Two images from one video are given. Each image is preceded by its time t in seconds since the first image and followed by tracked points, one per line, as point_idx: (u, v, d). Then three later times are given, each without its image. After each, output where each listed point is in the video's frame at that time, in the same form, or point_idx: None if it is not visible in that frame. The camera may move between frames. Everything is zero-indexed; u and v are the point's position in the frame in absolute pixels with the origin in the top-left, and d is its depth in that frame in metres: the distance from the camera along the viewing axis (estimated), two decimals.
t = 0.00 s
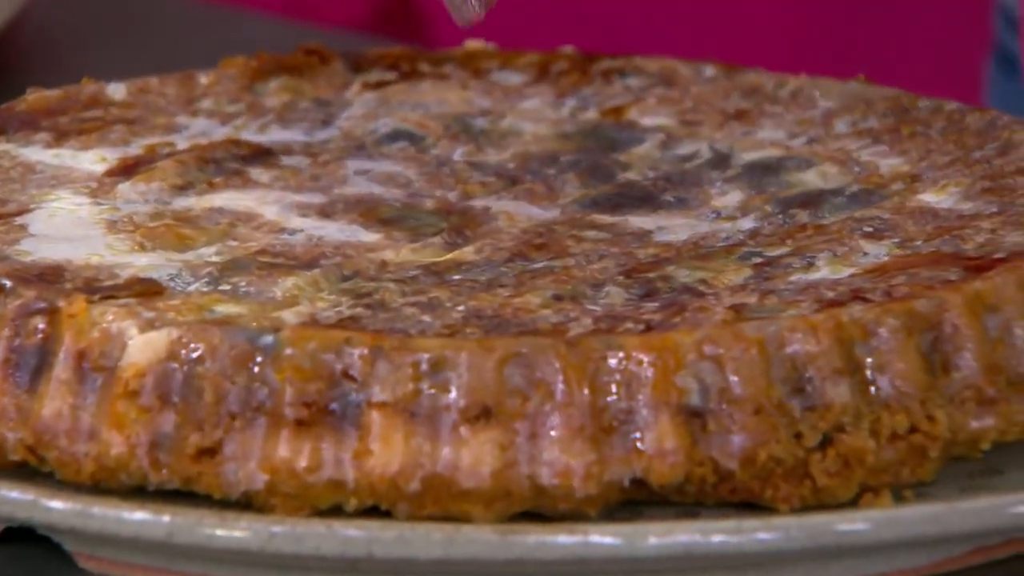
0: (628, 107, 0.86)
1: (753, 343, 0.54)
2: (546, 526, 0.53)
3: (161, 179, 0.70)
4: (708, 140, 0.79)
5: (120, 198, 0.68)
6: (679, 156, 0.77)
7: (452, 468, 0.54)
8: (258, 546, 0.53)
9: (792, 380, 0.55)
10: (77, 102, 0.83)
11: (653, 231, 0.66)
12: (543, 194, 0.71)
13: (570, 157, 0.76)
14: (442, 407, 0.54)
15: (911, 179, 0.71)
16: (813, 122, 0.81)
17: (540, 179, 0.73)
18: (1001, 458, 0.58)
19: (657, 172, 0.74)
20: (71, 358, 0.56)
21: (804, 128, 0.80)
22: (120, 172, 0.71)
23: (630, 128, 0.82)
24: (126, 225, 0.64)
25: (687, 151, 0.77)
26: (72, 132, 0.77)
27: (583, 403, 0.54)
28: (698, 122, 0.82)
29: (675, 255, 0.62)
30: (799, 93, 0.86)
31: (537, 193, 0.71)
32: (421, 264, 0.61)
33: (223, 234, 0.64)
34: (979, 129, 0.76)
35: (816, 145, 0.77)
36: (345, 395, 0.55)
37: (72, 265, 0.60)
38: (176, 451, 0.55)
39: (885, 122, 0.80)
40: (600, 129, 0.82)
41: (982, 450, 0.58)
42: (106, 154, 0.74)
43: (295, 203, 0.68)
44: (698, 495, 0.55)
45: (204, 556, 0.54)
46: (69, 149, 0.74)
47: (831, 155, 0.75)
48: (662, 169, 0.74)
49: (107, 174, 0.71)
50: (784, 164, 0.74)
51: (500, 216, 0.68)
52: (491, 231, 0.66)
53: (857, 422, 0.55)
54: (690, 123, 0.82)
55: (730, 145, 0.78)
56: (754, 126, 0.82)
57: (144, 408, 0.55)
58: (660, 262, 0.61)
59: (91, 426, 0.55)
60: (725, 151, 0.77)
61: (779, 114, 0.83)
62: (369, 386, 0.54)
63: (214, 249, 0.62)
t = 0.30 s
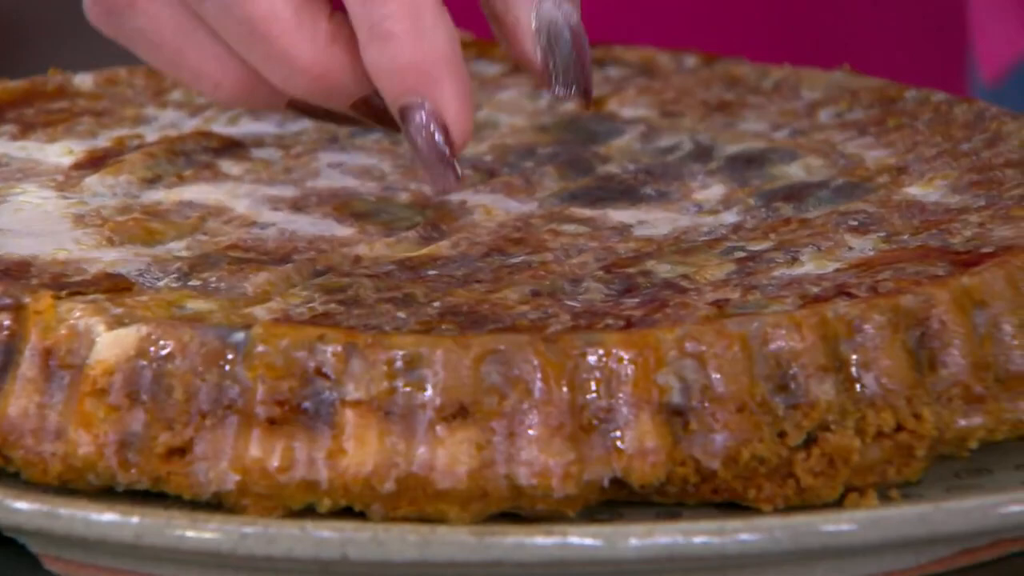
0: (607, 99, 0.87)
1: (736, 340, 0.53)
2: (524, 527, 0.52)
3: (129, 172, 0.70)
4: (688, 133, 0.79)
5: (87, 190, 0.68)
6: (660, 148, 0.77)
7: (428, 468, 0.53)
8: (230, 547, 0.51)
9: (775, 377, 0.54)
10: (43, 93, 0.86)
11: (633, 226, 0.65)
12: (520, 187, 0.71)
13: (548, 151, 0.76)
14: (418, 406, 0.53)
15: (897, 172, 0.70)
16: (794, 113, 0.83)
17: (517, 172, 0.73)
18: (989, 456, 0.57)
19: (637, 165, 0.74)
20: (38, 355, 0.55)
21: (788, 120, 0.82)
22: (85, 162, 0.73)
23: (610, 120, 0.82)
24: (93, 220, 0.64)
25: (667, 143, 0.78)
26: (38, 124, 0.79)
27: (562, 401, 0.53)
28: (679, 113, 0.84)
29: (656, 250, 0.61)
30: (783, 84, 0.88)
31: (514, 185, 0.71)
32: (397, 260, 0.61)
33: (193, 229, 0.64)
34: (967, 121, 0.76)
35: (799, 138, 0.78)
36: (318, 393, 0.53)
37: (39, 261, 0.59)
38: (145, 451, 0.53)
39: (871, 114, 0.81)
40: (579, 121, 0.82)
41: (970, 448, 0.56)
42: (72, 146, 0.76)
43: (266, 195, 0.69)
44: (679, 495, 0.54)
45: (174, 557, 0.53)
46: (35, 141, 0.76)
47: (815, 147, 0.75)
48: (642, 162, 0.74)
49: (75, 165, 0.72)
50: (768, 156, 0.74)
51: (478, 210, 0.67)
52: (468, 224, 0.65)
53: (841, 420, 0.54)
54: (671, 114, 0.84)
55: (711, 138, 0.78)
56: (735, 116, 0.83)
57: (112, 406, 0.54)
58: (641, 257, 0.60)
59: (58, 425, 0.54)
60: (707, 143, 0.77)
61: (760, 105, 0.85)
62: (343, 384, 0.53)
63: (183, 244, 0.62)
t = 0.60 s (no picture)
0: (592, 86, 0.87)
1: (725, 335, 0.52)
2: (509, 527, 0.51)
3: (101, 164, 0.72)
4: (676, 122, 0.79)
5: (59, 184, 0.69)
6: (647, 138, 0.77)
7: (409, 467, 0.51)
8: (206, 548, 0.50)
9: (765, 373, 0.53)
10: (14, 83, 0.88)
11: (620, 217, 0.64)
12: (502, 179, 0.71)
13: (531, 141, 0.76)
14: (399, 403, 0.52)
15: (890, 163, 0.69)
16: (785, 103, 0.83)
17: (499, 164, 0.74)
18: (984, 454, 0.55)
19: (624, 156, 0.74)
20: (9, 351, 0.54)
21: (777, 110, 0.81)
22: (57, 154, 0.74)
23: (595, 109, 0.82)
24: (66, 211, 0.65)
25: (654, 133, 0.77)
26: (11, 114, 0.81)
27: (546, 398, 0.52)
28: (666, 103, 0.83)
29: (642, 242, 0.61)
30: (772, 74, 0.88)
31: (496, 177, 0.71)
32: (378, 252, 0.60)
33: (167, 222, 0.64)
34: (963, 110, 0.76)
35: (790, 127, 0.77)
36: (297, 390, 0.52)
37: (11, 251, 0.59)
38: (119, 448, 0.52)
39: (864, 103, 0.80)
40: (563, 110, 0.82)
41: (964, 446, 0.55)
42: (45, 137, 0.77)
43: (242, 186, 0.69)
44: (667, 494, 0.53)
45: (149, 558, 0.51)
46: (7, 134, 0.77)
47: (805, 137, 0.75)
48: (628, 153, 0.74)
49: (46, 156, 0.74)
50: (758, 147, 0.74)
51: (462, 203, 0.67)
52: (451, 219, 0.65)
53: (833, 417, 0.53)
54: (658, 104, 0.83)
55: (699, 127, 0.78)
56: (724, 106, 0.83)
57: (86, 403, 0.53)
58: (627, 250, 0.60)
59: (30, 422, 0.53)
60: (694, 133, 0.77)
61: (750, 95, 0.85)
62: (322, 380, 0.52)
63: (158, 238, 0.62)
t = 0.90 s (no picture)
0: (582, 74, 0.86)
1: (717, 329, 0.51)
2: (498, 524, 0.50)
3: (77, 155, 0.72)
4: (667, 109, 0.78)
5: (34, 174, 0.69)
6: (637, 127, 0.76)
7: (395, 462, 0.50)
8: (187, 546, 0.49)
9: (758, 367, 0.52)
10: None
11: (609, 208, 0.63)
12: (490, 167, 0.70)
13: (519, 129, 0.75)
14: (385, 398, 0.51)
15: (886, 152, 0.68)
16: (779, 89, 0.81)
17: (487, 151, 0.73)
18: (982, 449, 0.54)
19: (614, 145, 0.73)
20: None
21: (771, 97, 0.80)
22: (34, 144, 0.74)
23: (584, 98, 0.82)
24: (43, 203, 0.64)
25: (644, 122, 0.77)
26: None
27: (536, 393, 0.51)
28: (658, 90, 0.82)
29: (632, 234, 0.60)
30: (766, 60, 0.86)
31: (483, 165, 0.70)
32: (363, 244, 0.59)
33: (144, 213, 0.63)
34: (960, 99, 0.75)
35: (784, 116, 0.76)
36: (280, 384, 0.51)
37: None
38: (97, 444, 0.51)
39: (860, 90, 0.79)
40: (552, 99, 0.82)
41: (961, 442, 0.54)
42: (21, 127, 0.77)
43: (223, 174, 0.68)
44: (658, 491, 0.51)
45: (129, 556, 0.50)
46: None
47: (800, 126, 0.74)
48: (618, 141, 0.73)
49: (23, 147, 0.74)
50: (752, 135, 0.72)
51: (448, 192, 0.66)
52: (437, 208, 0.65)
53: (828, 412, 0.52)
54: (649, 91, 0.82)
55: (691, 115, 0.77)
56: (715, 93, 0.82)
57: (64, 398, 0.51)
58: (617, 242, 0.59)
59: (6, 417, 0.52)
60: (686, 121, 0.76)
61: (742, 82, 0.83)
62: (306, 374, 0.51)
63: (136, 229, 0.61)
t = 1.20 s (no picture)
0: (575, 60, 0.85)
1: (711, 320, 0.50)
2: (487, 520, 0.48)
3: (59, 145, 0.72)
4: (661, 96, 0.77)
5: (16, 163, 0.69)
6: (630, 114, 0.75)
7: (383, 457, 0.49)
8: (170, 543, 0.48)
9: (754, 360, 0.51)
10: None
11: (602, 196, 0.63)
12: (480, 155, 0.69)
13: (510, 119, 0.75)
14: (372, 391, 0.50)
15: (884, 140, 0.67)
16: (775, 76, 0.80)
17: (478, 140, 0.72)
18: (983, 443, 0.53)
19: (607, 133, 0.72)
20: None
21: (767, 83, 0.79)
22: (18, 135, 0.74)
23: (576, 84, 0.81)
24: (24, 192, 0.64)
25: (637, 109, 0.76)
26: None
27: (526, 386, 0.50)
28: (652, 77, 0.81)
29: (625, 224, 0.59)
30: (762, 45, 0.85)
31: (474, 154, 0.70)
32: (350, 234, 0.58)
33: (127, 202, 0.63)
34: (960, 86, 0.74)
35: (781, 103, 0.75)
36: (265, 376, 0.50)
37: None
38: (78, 438, 0.50)
39: (858, 77, 0.78)
40: (544, 86, 0.81)
41: (962, 436, 0.53)
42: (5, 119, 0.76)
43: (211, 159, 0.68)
44: (651, 486, 0.50)
45: (111, 554, 0.49)
46: None
47: (796, 113, 0.72)
48: (611, 129, 0.73)
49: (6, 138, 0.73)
50: (747, 123, 0.71)
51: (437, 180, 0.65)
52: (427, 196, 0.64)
53: (825, 405, 0.51)
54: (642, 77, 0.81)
55: (685, 102, 0.76)
56: (710, 78, 0.81)
57: (44, 391, 0.50)
58: (609, 232, 0.58)
59: None
60: (680, 108, 0.75)
61: (738, 67, 0.82)
62: (292, 366, 0.50)
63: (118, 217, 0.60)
